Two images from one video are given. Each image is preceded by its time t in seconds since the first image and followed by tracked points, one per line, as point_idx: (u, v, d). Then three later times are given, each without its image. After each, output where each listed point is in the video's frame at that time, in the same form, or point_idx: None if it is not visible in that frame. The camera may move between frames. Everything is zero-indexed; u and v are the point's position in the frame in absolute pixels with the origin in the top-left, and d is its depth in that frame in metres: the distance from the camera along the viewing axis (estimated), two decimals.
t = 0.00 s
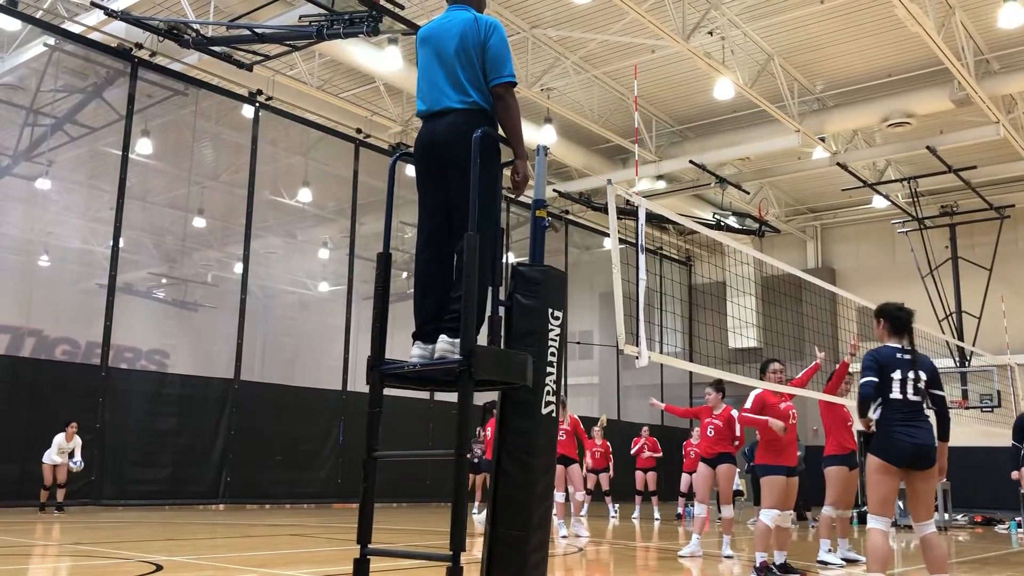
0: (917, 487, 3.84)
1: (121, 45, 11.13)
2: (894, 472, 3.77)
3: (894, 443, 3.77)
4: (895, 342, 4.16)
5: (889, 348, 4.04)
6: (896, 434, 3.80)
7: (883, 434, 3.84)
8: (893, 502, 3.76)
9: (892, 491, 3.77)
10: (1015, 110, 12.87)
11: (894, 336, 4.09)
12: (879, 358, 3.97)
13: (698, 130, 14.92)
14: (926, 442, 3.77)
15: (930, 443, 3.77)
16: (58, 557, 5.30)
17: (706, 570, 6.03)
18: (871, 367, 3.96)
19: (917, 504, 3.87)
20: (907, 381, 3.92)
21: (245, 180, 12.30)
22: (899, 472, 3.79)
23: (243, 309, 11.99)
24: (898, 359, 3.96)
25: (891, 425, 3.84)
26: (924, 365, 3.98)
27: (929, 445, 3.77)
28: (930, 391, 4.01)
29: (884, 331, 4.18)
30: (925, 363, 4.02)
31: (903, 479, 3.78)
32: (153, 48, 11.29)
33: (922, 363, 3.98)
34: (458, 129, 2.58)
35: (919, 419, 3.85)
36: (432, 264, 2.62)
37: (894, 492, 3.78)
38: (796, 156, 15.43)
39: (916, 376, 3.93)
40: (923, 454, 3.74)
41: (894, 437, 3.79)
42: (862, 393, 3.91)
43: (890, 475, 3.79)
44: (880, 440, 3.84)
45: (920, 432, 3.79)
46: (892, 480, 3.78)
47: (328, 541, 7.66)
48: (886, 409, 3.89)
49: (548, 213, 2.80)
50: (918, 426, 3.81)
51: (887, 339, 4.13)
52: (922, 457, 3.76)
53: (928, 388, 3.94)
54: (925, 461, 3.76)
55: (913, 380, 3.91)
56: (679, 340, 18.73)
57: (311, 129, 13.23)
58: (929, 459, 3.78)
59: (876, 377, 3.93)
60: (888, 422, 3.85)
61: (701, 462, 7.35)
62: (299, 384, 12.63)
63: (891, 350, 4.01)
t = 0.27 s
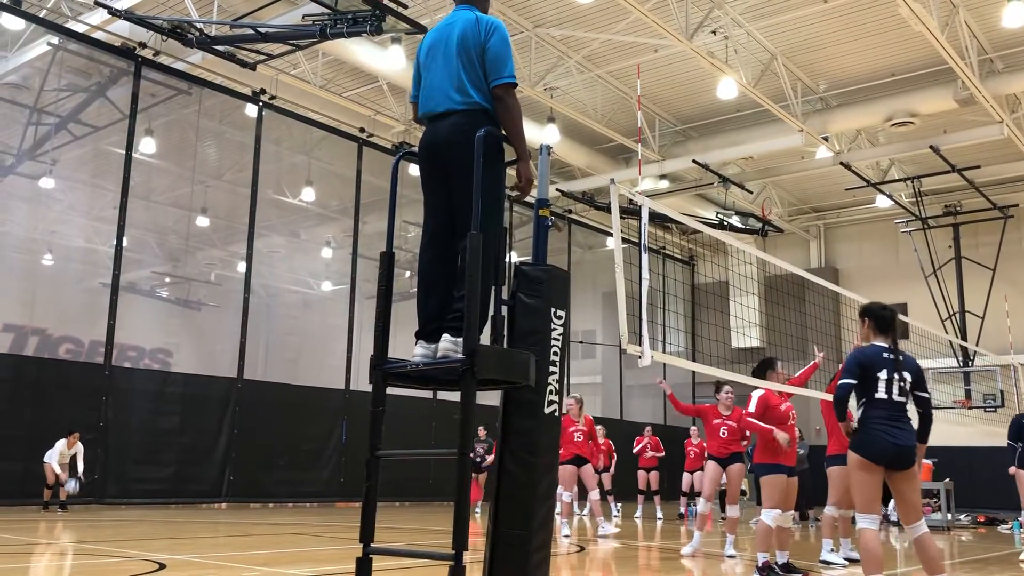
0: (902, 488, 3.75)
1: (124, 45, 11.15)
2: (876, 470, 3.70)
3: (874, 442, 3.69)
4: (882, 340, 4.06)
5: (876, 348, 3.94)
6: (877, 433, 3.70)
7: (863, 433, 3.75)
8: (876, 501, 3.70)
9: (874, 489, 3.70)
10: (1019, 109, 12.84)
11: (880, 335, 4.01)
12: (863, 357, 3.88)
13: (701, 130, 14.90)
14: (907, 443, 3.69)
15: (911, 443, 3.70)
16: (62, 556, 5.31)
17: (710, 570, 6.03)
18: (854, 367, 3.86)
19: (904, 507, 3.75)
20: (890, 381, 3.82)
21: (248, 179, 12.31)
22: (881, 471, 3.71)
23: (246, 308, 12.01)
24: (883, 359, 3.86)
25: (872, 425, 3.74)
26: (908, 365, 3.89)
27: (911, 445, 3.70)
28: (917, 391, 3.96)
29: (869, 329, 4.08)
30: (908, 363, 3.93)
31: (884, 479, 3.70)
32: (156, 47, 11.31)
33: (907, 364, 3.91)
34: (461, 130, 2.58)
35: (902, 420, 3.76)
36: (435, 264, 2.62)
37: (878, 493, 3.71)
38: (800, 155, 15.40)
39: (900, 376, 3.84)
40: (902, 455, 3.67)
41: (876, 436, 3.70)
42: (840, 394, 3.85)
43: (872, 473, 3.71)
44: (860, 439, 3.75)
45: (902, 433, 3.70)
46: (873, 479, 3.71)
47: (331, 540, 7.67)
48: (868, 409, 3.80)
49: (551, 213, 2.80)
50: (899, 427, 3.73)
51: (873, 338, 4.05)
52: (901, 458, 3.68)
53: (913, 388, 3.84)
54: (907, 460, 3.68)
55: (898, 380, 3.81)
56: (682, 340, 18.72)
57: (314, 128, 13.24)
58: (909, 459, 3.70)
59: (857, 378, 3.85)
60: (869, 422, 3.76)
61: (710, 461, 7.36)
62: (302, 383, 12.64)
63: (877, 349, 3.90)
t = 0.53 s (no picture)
0: (898, 488, 3.75)
1: (126, 43, 11.15)
2: (870, 469, 3.70)
3: (868, 440, 3.69)
4: (880, 338, 4.05)
5: (873, 347, 3.92)
6: (871, 432, 3.71)
7: (857, 433, 3.75)
8: (871, 500, 3.72)
9: (868, 487, 3.71)
10: (1020, 108, 12.83)
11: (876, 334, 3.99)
12: (861, 359, 3.84)
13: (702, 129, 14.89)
14: (902, 442, 3.70)
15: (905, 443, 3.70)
16: (64, 553, 5.32)
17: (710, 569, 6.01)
18: (851, 368, 3.84)
19: (902, 507, 3.75)
20: (887, 381, 3.80)
21: (249, 177, 12.32)
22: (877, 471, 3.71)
23: (247, 306, 12.01)
24: (879, 359, 3.85)
25: (868, 426, 3.74)
26: (905, 364, 3.87)
27: (905, 445, 3.70)
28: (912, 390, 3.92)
29: (865, 328, 4.07)
30: (905, 360, 3.90)
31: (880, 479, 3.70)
32: (157, 46, 11.31)
33: (903, 362, 3.87)
34: (462, 129, 2.58)
35: (897, 420, 3.77)
36: (436, 263, 2.62)
37: (874, 491, 3.72)
38: (801, 154, 15.39)
39: (897, 376, 3.82)
40: (894, 454, 3.67)
41: (870, 435, 3.70)
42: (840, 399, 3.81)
43: (866, 472, 3.71)
44: (854, 437, 3.75)
45: (896, 433, 3.71)
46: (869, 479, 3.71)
47: (331, 538, 7.67)
48: (864, 409, 3.79)
49: (551, 211, 2.79)
50: (894, 428, 3.73)
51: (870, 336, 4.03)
52: (893, 457, 3.67)
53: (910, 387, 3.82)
54: (899, 459, 3.67)
55: (895, 379, 3.80)
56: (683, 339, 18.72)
57: (315, 127, 13.25)
58: (903, 458, 3.70)
59: (855, 382, 3.82)
60: (865, 422, 3.76)
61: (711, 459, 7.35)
62: (303, 382, 12.65)
63: (873, 349, 3.89)
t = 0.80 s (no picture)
0: (901, 487, 3.75)
1: (127, 40, 11.14)
2: (871, 468, 3.71)
3: (870, 439, 3.70)
4: (881, 337, 4.04)
5: (873, 346, 3.92)
6: (873, 431, 3.71)
7: (858, 433, 3.76)
8: (874, 498, 3.71)
9: (871, 486, 3.71)
10: (1022, 107, 12.81)
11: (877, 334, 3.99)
12: (861, 360, 3.84)
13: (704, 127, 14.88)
14: (904, 441, 3.69)
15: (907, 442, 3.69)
16: (65, 550, 5.33)
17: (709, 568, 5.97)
18: (852, 369, 3.85)
19: (904, 505, 3.75)
20: (887, 381, 3.80)
21: (250, 175, 12.32)
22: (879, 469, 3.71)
23: (248, 303, 12.02)
24: (879, 358, 3.84)
25: (868, 426, 3.74)
26: (906, 363, 3.85)
27: (907, 444, 3.69)
28: (914, 389, 3.89)
29: (867, 327, 4.07)
30: (906, 359, 3.88)
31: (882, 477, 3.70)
32: (158, 43, 11.27)
33: (904, 361, 3.85)
34: (464, 126, 2.58)
35: (899, 419, 3.77)
36: (436, 261, 2.61)
37: (875, 490, 3.72)
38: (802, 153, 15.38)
39: (897, 375, 3.81)
40: (895, 453, 3.66)
41: (870, 434, 3.71)
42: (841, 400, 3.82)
43: (868, 471, 3.72)
44: (855, 437, 3.76)
45: (898, 432, 3.71)
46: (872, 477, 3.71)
47: (332, 535, 7.68)
48: (865, 409, 3.80)
49: (552, 209, 2.79)
50: (895, 427, 3.73)
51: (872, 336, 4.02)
52: (895, 455, 3.67)
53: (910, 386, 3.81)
54: (900, 457, 3.67)
55: (896, 379, 3.80)
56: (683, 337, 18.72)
57: (316, 124, 13.25)
58: (905, 456, 3.69)
59: (856, 383, 3.83)
60: (867, 421, 3.76)
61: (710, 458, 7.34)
62: (303, 379, 12.66)
63: (873, 349, 3.89)
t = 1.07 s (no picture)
0: (903, 486, 3.74)
1: (127, 38, 11.13)
2: (873, 466, 3.70)
3: (872, 438, 3.69)
4: (883, 336, 4.03)
5: (875, 345, 3.92)
6: (875, 430, 3.71)
7: (859, 431, 3.76)
8: (875, 497, 3.70)
9: (872, 485, 3.71)
10: None
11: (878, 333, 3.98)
12: (862, 360, 3.84)
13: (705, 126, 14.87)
14: (906, 440, 3.69)
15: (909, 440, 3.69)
16: (66, 549, 5.34)
17: (709, 567, 5.94)
18: (853, 368, 3.84)
19: (906, 504, 3.74)
20: (889, 380, 3.80)
21: (251, 173, 12.32)
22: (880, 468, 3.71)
23: (249, 302, 12.02)
24: (881, 357, 3.84)
25: (870, 425, 3.74)
26: (908, 362, 3.84)
27: (908, 443, 3.69)
28: (915, 387, 3.88)
29: (868, 326, 4.06)
30: (908, 358, 3.88)
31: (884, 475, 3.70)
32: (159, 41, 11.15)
33: (906, 360, 3.84)
34: (466, 124, 2.58)
35: (902, 418, 3.76)
36: (437, 259, 2.61)
37: (877, 488, 3.71)
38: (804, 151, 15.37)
39: (899, 374, 3.80)
40: (897, 451, 3.66)
41: (871, 433, 3.70)
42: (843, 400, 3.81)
43: (869, 470, 3.72)
44: (857, 436, 3.75)
45: (900, 431, 3.70)
46: (873, 476, 3.71)
47: (333, 534, 7.68)
48: (866, 409, 3.80)
49: (553, 208, 2.78)
50: (897, 426, 3.73)
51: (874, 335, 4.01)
52: (896, 454, 3.67)
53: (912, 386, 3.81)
54: (902, 456, 3.67)
55: (897, 378, 3.80)
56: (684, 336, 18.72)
57: (317, 123, 13.25)
58: (907, 455, 3.68)
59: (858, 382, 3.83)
60: (868, 420, 3.76)
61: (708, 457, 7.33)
62: (304, 377, 12.66)
63: (874, 348, 3.88)
